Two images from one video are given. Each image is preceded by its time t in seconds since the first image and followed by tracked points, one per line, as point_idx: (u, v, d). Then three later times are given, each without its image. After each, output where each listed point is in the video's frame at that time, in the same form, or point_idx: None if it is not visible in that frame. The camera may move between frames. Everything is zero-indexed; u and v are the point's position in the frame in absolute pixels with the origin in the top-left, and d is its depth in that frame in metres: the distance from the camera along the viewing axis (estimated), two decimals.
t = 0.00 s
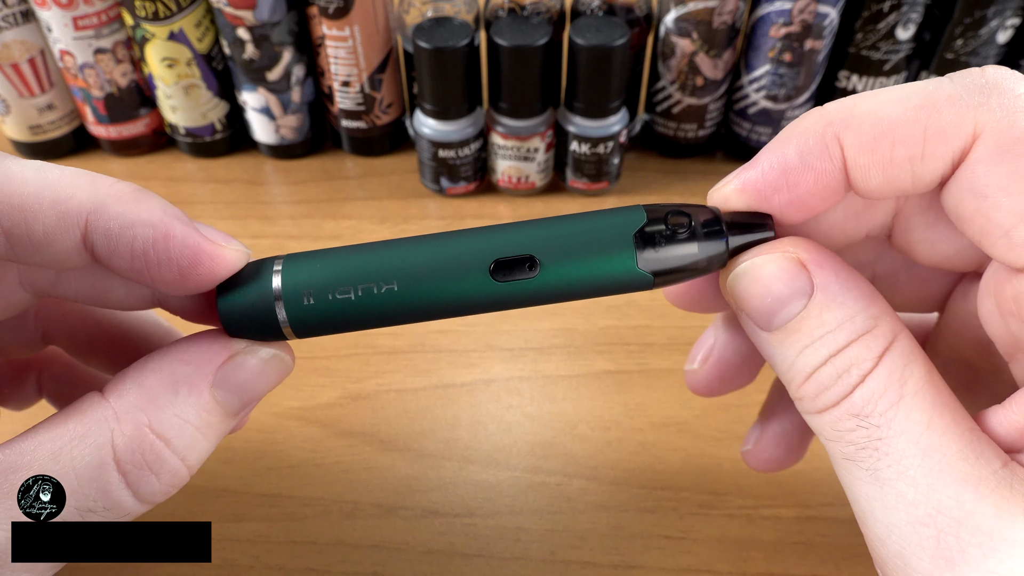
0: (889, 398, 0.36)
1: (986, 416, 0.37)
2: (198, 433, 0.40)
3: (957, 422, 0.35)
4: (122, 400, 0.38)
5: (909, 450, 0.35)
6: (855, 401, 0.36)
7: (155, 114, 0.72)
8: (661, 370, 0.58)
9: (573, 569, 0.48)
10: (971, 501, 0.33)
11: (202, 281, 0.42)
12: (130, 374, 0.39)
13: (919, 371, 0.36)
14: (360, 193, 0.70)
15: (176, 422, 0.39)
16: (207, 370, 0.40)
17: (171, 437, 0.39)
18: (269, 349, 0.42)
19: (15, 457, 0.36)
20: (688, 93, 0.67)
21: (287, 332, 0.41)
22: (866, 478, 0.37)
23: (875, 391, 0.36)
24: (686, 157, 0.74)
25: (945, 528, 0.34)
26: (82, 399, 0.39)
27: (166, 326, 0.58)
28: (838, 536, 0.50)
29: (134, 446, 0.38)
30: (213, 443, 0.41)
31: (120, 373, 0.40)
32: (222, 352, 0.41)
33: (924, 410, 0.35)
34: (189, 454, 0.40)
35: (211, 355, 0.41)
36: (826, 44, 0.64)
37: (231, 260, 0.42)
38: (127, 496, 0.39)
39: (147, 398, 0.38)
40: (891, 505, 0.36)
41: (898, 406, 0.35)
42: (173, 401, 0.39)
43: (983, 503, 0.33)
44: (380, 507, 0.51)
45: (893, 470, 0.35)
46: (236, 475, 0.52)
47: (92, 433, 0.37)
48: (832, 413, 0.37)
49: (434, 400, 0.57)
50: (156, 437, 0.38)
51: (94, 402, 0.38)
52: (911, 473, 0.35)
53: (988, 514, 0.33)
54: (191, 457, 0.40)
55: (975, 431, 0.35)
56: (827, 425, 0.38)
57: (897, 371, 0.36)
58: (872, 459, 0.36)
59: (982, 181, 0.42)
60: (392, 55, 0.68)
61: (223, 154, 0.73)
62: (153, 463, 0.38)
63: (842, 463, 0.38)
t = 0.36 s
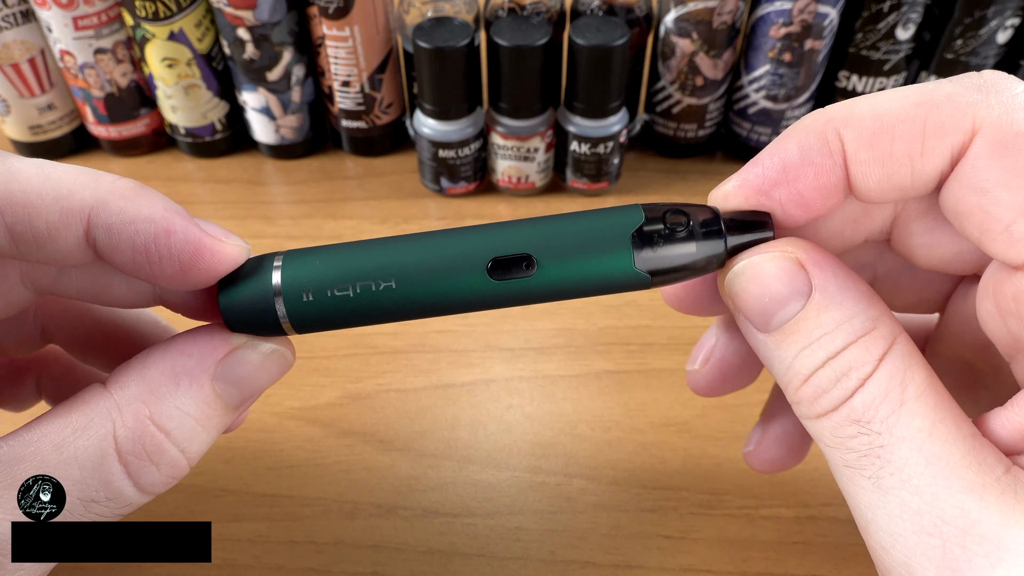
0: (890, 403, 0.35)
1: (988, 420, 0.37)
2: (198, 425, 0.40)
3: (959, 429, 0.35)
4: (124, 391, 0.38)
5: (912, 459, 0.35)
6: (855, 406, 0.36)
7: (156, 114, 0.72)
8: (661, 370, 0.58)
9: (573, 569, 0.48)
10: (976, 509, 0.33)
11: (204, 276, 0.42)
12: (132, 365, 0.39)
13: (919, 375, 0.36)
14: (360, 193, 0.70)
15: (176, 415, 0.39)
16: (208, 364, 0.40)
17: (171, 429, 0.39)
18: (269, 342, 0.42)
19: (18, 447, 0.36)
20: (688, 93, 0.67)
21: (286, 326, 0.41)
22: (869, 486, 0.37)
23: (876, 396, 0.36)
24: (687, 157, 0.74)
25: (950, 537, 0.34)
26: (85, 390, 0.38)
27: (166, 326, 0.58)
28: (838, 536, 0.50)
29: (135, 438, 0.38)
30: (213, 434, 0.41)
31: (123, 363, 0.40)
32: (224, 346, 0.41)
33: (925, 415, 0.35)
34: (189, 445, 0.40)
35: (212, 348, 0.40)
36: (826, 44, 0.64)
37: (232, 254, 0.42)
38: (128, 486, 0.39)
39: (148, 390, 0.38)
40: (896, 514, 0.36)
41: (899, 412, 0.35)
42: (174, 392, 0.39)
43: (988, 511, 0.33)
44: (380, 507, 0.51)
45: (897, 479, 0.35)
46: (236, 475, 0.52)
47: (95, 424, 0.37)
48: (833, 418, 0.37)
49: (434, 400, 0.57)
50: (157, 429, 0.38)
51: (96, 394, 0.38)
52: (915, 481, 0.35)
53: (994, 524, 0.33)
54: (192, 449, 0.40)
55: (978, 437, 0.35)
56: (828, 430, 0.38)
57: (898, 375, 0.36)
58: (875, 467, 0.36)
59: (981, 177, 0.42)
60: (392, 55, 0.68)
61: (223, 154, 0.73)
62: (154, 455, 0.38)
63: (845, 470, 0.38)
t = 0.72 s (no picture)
0: (873, 408, 0.35)
1: (969, 427, 0.36)
2: (193, 419, 0.40)
3: (942, 435, 0.34)
4: (118, 386, 0.38)
5: (896, 465, 0.34)
6: (838, 411, 0.36)
7: (155, 114, 0.72)
8: (661, 370, 0.58)
9: (573, 569, 0.48)
10: (959, 516, 0.33)
11: (201, 265, 0.42)
12: (126, 360, 0.39)
13: (904, 381, 0.35)
14: (360, 194, 0.70)
15: (171, 409, 0.39)
16: (202, 357, 0.40)
17: (166, 423, 0.38)
18: (262, 335, 0.42)
19: (13, 445, 0.36)
20: (688, 93, 0.67)
21: (284, 319, 0.41)
22: (852, 493, 0.36)
23: (860, 400, 0.35)
24: (686, 157, 0.74)
25: (934, 544, 0.33)
26: (78, 385, 0.38)
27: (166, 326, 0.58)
28: (838, 536, 0.50)
29: (130, 432, 0.38)
30: (208, 427, 0.41)
31: (117, 358, 0.40)
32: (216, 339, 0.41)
33: (909, 421, 0.34)
34: (184, 439, 0.39)
35: (205, 341, 0.40)
36: (826, 44, 0.64)
37: (229, 244, 0.42)
38: (125, 481, 0.39)
39: (141, 385, 0.38)
40: (879, 521, 0.35)
41: (883, 418, 0.35)
42: (167, 386, 0.39)
43: (971, 518, 0.32)
44: (380, 507, 0.51)
45: (881, 486, 0.35)
46: (236, 475, 0.52)
47: (89, 419, 0.37)
48: (817, 423, 0.37)
49: (435, 400, 0.57)
50: (152, 423, 0.38)
51: (90, 389, 0.38)
52: (898, 488, 0.34)
53: (976, 530, 0.32)
54: (187, 442, 0.40)
55: (961, 444, 0.34)
56: (811, 436, 0.37)
57: (883, 379, 0.35)
58: (858, 473, 0.35)
59: (958, 179, 0.42)
60: (392, 55, 0.68)
61: (223, 154, 0.73)
62: (149, 449, 0.38)
63: (828, 477, 0.37)
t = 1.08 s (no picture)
0: (880, 404, 0.35)
1: (977, 423, 0.36)
2: (196, 418, 0.40)
3: (950, 431, 0.34)
4: (122, 386, 0.38)
5: (906, 462, 0.34)
6: (845, 407, 0.36)
7: (155, 114, 0.72)
8: (661, 370, 0.58)
9: (573, 569, 0.48)
10: (971, 511, 0.32)
11: (200, 269, 0.42)
12: (128, 360, 0.39)
13: (909, 377, 0.35)
14: (360, 194, 0.70)
15: (175, 409, 0.39)
16: (204, 357, 0.40)
17: (170, 423, 0.39)
18: (263, 334, 0.42)
19: (19, 444, 0.35)
20: (689, 93, 0.67)
21: (281, 320, 0.41)
22: (861, 490, 0.36)
23: (866, 396, 0.35)
24: (686, 157, 0.74)
25: (946, 542, 0.33)
26: (81, 386, 0.38)
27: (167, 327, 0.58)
28: (838, 536, 0.50)
29: (135, 433, 0.38)
30: (211, 425, 0.41)
31: (119, 358, 0.40)
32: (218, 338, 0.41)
33: (917, 416, 0.34)
34: (188, 438, 0.40)
35: (207, 340, 0.40)
36: (826, 44, 0.64)
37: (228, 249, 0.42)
38: (129, 480, 0.39)
39: (145, 385, 0.38)
40: (889, 518, 0.35)
41: (891, 414, 0.35)
42: (171, 386, 0.39)
43: (983, 514, 0.32)
44: (380, 507, 0.51)
45: (891, 483, 0.34)
46: (236, 475, 0.52)
47: (94, 420, 0.37)
48: (823, 420, 0.37)
49: (435, 400, 0.57)
50: (156, 423, 0.38)
51: (94, 389, 0.38)
52: (909, 485, 0.34)
53: (989, 526, 0.32)
54: (190, 441, 0.40)
55: (968, 440, 0.34)
56: (817, 434, 0.37)
57: (889, 374, 0.35)
58: (868, 471, 0.35)
59: (962, 177, 0.42)
60: (392, 55, 0.68)
61: (223, 154, 0.73)
62: (154, 449, 0.38)
63: (836, 475, 0.37)
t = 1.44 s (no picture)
0: (867, 406, 0.35)
1: (969, 424, 0.36)
2: (199, 423, 0.40)
3: (937, 431, 0.34)
4: (126, 390, 0.38)
5: (887, 460, 0.34)
6: (835, 408, 0.36)
7: (155, 114, 0.72)
8: (661, 370, 0.58)
9: (573, 569, 0.48)
10: (947, 511, 0.32)
11: (205, 269, 0.42)
12: (134, 364, 0.39)
13: (900, 380, 0.35)
14: (360, 193, 0.70)
15: (178, 413, 0.39)
16: (208, 362, 0.40)
17: (174, 427, 0.39)
18: (268, 340, 0.42)
19: (22, 446, 0.36)
20: (689, 93, 0.67)
21: (286, 324, 0.41)
22: (845, 485, 0.36)
23: (856, 398, 0.35)
24: (686, 157, 0.74)
25: (920, 537, 0.33)
26: (86, 389, 0.38)
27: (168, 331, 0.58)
28: (838, 536, 0.50)
29: (138, 436, 0.38)
30: (214, 432, 0.41)
31: (124, 362, 0.40)
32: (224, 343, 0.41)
33: (903, 418, 0.34)
34: (191, 444, 0.39)
35: (213, 346, 0.40)
36: (826, 44, 0.64)
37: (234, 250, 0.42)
38: (132, 485, 0.39)
39: (150, 389, 0.38)
40: (869, 513, 0.35)
41: (876, 416, 0.35)
42: (175, 390, 0.39)
43: (958, 513, 0.32)
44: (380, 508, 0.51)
45: (872, 479, 0.35)
46: (236, 475, 0.52)
47: (97, 423, 0.37)
48: (815, 421, 0.37)
49: (435, 400, 0.57)
50: (159, 427, 0.38)
51: (98, 392, 0.38)
52: (889, 481, 0.34)
53: (961, 525, 0.32)
54: (193, 447, 0.40)
55: (956, 439, 0.34)
56: (810, 432, 0.38)
57: (879, 377, 0.35)
58: (851, 466, 0.35)
59: (971, 186, 0.42)
60: (392, 55, 0.68)
61: (223, 154, 0.73)
62: (156, 454, 0.38)
63: (825, 470, 0.37)
